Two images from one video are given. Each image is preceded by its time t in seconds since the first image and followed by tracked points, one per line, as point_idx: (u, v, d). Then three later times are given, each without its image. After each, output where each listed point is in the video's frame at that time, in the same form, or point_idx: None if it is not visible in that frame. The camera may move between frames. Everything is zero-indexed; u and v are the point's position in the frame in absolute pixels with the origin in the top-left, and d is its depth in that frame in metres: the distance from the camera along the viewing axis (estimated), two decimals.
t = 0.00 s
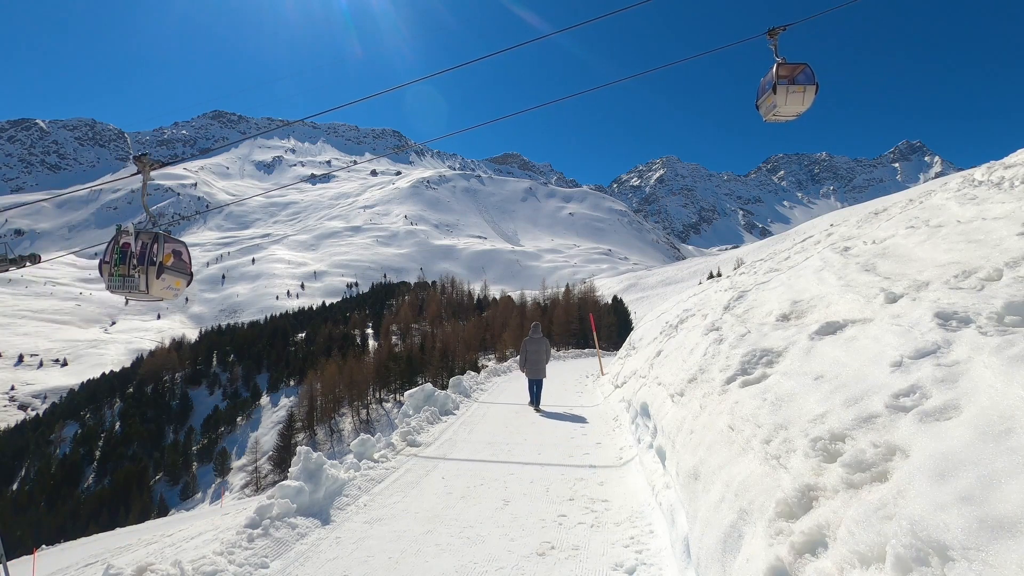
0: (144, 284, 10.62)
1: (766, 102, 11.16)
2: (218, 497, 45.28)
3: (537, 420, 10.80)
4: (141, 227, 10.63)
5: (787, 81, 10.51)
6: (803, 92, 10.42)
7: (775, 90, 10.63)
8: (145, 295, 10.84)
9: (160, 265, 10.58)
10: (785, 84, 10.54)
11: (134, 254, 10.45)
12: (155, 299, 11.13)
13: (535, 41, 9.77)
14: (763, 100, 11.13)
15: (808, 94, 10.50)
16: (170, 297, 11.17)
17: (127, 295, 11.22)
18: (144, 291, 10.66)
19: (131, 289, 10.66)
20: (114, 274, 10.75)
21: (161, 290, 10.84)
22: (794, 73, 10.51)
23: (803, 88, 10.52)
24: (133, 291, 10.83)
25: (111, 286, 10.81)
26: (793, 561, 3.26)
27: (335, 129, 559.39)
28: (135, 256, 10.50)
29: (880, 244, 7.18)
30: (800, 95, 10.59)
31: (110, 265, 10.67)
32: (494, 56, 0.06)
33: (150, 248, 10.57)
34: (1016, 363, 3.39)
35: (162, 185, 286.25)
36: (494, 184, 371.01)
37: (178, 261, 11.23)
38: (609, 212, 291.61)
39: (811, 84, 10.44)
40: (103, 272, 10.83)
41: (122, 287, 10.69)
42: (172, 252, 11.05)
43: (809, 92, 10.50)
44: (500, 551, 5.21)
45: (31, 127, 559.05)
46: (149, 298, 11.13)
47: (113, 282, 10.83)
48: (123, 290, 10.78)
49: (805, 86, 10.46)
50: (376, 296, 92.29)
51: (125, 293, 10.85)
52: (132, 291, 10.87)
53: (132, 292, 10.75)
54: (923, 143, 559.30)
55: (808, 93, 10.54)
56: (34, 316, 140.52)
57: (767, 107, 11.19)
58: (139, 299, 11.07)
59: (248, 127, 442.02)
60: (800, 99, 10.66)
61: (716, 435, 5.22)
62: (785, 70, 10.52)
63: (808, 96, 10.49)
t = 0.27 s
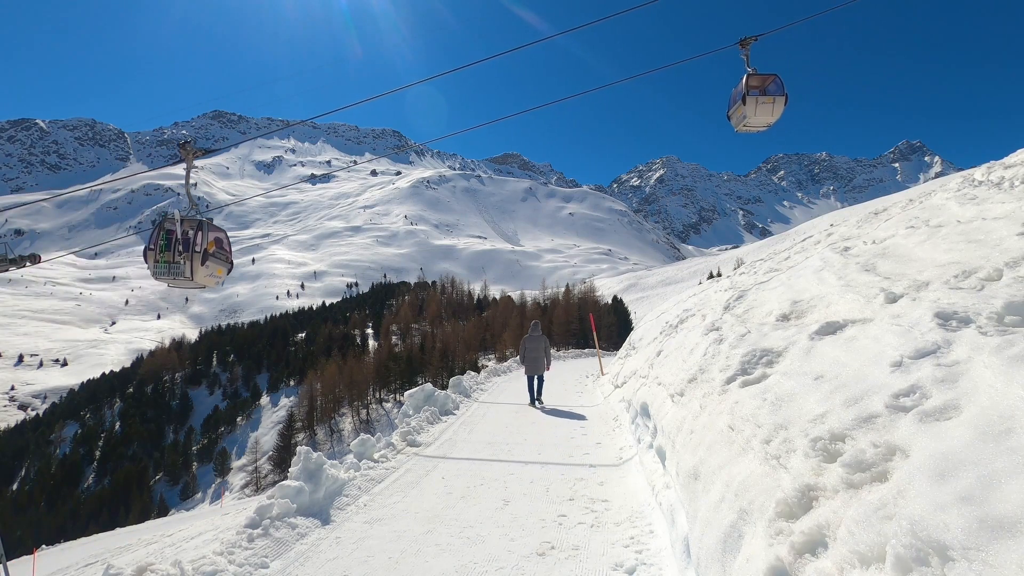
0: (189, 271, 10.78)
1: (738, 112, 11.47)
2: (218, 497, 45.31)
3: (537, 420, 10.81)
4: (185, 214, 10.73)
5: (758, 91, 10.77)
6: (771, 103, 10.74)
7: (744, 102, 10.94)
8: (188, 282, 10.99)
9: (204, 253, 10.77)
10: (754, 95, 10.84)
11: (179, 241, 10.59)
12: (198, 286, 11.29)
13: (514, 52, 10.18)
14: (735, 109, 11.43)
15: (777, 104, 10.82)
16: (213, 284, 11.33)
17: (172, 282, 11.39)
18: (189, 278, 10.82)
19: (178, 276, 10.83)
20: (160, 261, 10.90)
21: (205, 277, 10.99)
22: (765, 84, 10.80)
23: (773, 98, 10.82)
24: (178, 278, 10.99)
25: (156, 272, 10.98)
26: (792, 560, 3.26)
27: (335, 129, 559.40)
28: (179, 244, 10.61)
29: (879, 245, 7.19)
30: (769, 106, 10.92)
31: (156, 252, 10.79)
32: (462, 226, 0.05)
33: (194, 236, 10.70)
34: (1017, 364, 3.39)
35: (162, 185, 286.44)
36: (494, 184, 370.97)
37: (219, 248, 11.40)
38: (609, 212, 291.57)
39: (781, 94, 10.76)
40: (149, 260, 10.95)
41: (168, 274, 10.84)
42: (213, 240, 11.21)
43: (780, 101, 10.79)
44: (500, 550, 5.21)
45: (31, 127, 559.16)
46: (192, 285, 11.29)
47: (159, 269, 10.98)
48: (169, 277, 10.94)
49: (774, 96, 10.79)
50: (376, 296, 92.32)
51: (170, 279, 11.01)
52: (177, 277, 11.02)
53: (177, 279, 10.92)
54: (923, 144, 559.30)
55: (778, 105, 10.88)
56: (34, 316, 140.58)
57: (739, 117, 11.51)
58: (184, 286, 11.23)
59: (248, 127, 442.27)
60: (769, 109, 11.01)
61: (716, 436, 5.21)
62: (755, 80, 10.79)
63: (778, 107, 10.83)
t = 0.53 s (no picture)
0: (236, 258, 10.39)
1: (707, 122, 11.45)
2: (218, 497, 45.32)
3: (538, 420, 10.80)
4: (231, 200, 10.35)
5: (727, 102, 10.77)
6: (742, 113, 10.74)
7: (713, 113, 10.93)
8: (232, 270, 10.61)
9: (251, 240, 10.40)
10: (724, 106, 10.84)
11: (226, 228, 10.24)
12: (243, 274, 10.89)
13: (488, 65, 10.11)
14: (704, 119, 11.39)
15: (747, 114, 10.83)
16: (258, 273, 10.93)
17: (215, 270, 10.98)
18: (236, 266, 10.42)
19: (225, 264, 10.45)
20: (204, 248, 10.49)
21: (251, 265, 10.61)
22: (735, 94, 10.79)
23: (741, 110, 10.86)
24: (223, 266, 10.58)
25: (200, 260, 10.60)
26: (794, 561, 3.25)
27: (335, 129, 559.37)
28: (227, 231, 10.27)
29: (880, 245, 7.19)
30: (738, 117, 10.94)
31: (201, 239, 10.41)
32: (758, 399, 0.03)
33: (240, 223, 10.34)
34: (1016, 364, 3.39)
35: (162, 185, 286.40)
36: (494, 184, 371.02)
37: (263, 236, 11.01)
38: (609, 212, 291.62)
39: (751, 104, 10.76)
40: (194, 249, 10.57)
41: (214, 261, 10.45)
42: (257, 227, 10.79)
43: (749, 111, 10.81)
44: (499, 551, 5.20)
45: (31, 127, 559.08)
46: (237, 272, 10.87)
47: (203, 257, 10.57)
48: (215, 265, 10.55)
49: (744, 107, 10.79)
50: (376, 296, 92.34)
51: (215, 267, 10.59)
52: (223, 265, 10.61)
53: (224, 266, 10.52)
54: (923, 143, 559.30)
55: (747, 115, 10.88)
56: (34, 316, 140.60)
57: (708, 127, 11.48)
58: (230, 275, 10.83)
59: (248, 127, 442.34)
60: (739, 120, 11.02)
61: (716, 435, 5.21)
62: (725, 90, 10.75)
63: (747, 118, 10.84)
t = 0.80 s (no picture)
0: (283, 244, 10.39)
1: (678, 132, 11.49)
2: (218, 497, 45.33)
3: (539, 419, 10.81)
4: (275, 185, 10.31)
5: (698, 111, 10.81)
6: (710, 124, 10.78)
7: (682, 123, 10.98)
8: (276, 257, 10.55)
9: (297, 225, 10.41)
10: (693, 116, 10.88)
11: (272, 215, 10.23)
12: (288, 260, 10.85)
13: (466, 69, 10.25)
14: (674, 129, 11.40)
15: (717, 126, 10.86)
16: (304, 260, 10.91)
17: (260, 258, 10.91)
18: (284, 252, 10.40)
19: (273, 251, 10.40)
20: (251, 236, 10.44)
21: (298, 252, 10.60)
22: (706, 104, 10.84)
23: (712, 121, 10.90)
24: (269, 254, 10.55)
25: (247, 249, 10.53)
26: (794, 561, 3.26)
27: (335, 129, 559.44)
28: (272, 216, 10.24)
29: (880, 244, 7.19)
30: (707, 128, 10.96)
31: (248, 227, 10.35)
32: (889, 506, 0.03)
33: (286, 209, 10.34)
34: (1015, 363, 3.40)
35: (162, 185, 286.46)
36: (494, 184, 371.33)
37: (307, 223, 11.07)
38: (609, 212, 291.75)
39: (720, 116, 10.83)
40: (240, 238, 10.51)
41: (262, 248, 10.39)
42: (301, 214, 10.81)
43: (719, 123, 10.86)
44: (499, 550, 5.21)
45: (31, 127, 559.12)
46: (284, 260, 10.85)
47: (250, 245, 10.50)
48: (263, 254, 10.50)
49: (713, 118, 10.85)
50: (376, 296, 92.38)
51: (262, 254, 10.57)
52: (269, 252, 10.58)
53: (271, 253, 10.48)
54: (923, 143, 559.37)
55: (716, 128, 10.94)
56: (34, 316, 140.64)
57: (678, 138, 11.53)
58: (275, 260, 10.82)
59: (248, 128, 442.63)
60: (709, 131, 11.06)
61: (715, 435, 5.22)
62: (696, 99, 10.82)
63: (716, 129, 10.89)
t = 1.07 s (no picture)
0: (330, 231, 10.76)
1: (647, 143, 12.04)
2: (218, 497, 45.32)
3: (539, 419, 10.84)
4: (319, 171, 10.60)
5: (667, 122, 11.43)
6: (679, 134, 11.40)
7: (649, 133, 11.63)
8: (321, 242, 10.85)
9: (345, 211, 10.77)
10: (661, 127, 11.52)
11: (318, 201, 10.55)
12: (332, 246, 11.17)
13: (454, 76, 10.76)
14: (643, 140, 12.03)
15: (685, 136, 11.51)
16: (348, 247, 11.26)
17: (306, 245, 11.28)
18: (332, 239, 10.76)
19: (320, 238, 10.75)
20: (299, 223, 10.72)
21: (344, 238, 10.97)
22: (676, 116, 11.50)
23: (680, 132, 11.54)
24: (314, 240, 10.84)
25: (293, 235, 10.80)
26: (792, 560, 3.26)
27: (335, 129, 559.51)
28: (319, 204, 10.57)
29: (880, 244, 7.19)
30: (676, 138, 11.64)
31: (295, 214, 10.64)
32: None
33: (331, 197, 10.65)
34: (1017, 364, 3.39)
35: (162, 185, 286.72)
36: (494, 184, 371.54)
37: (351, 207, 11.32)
38: (609, 212, 291.80)
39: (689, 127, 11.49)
40: (287, 226, 10.79)
41: (310, 235, 10.71)
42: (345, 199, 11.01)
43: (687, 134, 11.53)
44: (500, 550, 5.20)
45: (31, 127, 559.27)
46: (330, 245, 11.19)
47: (296, 232, 10.81)
48: (311, 240, 10.80)
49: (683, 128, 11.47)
50: (376, 296, 92.41)
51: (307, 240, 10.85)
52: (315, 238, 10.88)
53: (319, 240, 10.82)
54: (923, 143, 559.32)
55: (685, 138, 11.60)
56: (35, 316, 140.73)
57: (648, 148, 12.05)
58: (322, 246, 11.16)
59: (248, 128, 442.56)
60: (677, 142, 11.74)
61: (716, 436, 5.21)
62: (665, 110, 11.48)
63: (684, 139, 11.56)
